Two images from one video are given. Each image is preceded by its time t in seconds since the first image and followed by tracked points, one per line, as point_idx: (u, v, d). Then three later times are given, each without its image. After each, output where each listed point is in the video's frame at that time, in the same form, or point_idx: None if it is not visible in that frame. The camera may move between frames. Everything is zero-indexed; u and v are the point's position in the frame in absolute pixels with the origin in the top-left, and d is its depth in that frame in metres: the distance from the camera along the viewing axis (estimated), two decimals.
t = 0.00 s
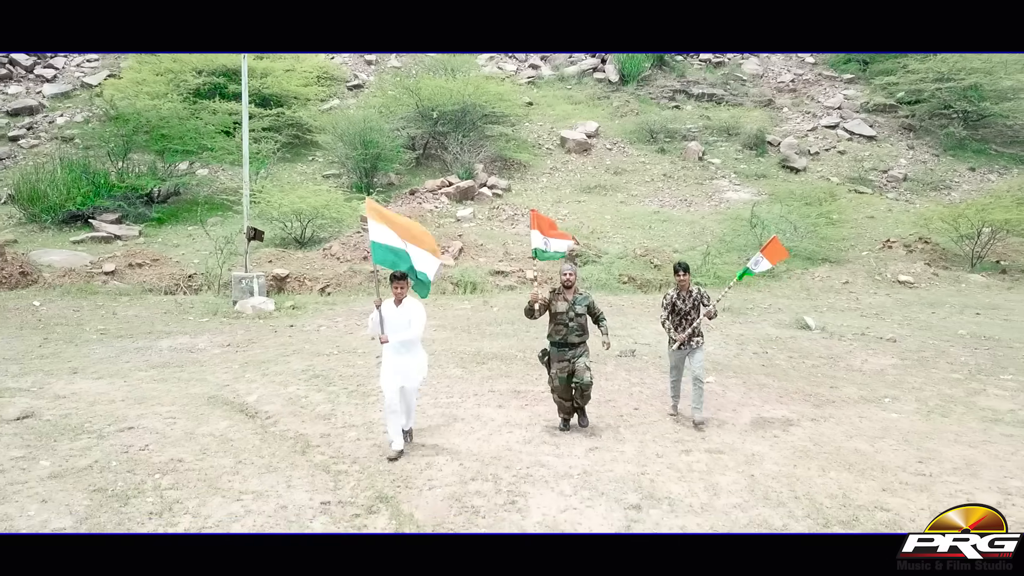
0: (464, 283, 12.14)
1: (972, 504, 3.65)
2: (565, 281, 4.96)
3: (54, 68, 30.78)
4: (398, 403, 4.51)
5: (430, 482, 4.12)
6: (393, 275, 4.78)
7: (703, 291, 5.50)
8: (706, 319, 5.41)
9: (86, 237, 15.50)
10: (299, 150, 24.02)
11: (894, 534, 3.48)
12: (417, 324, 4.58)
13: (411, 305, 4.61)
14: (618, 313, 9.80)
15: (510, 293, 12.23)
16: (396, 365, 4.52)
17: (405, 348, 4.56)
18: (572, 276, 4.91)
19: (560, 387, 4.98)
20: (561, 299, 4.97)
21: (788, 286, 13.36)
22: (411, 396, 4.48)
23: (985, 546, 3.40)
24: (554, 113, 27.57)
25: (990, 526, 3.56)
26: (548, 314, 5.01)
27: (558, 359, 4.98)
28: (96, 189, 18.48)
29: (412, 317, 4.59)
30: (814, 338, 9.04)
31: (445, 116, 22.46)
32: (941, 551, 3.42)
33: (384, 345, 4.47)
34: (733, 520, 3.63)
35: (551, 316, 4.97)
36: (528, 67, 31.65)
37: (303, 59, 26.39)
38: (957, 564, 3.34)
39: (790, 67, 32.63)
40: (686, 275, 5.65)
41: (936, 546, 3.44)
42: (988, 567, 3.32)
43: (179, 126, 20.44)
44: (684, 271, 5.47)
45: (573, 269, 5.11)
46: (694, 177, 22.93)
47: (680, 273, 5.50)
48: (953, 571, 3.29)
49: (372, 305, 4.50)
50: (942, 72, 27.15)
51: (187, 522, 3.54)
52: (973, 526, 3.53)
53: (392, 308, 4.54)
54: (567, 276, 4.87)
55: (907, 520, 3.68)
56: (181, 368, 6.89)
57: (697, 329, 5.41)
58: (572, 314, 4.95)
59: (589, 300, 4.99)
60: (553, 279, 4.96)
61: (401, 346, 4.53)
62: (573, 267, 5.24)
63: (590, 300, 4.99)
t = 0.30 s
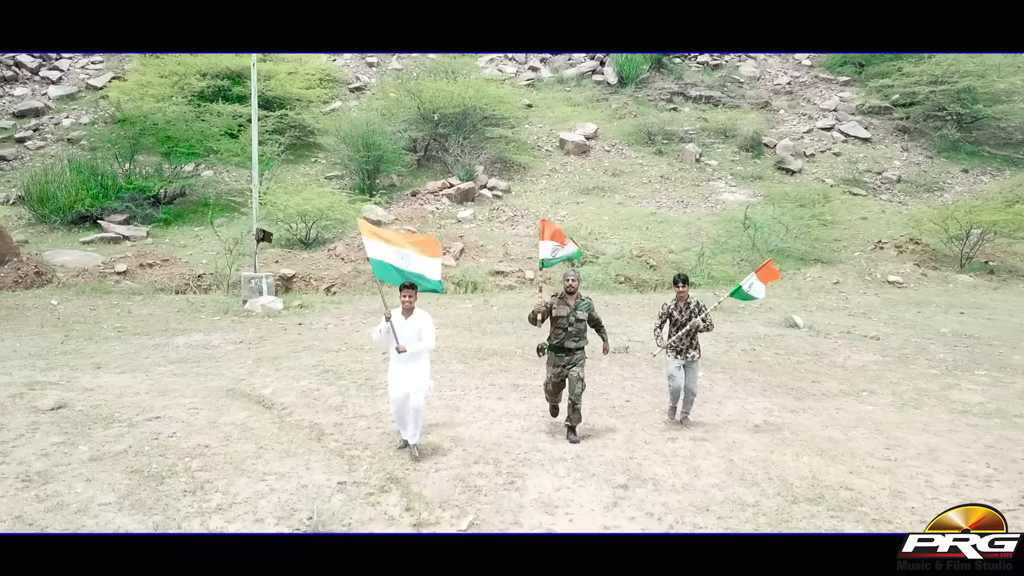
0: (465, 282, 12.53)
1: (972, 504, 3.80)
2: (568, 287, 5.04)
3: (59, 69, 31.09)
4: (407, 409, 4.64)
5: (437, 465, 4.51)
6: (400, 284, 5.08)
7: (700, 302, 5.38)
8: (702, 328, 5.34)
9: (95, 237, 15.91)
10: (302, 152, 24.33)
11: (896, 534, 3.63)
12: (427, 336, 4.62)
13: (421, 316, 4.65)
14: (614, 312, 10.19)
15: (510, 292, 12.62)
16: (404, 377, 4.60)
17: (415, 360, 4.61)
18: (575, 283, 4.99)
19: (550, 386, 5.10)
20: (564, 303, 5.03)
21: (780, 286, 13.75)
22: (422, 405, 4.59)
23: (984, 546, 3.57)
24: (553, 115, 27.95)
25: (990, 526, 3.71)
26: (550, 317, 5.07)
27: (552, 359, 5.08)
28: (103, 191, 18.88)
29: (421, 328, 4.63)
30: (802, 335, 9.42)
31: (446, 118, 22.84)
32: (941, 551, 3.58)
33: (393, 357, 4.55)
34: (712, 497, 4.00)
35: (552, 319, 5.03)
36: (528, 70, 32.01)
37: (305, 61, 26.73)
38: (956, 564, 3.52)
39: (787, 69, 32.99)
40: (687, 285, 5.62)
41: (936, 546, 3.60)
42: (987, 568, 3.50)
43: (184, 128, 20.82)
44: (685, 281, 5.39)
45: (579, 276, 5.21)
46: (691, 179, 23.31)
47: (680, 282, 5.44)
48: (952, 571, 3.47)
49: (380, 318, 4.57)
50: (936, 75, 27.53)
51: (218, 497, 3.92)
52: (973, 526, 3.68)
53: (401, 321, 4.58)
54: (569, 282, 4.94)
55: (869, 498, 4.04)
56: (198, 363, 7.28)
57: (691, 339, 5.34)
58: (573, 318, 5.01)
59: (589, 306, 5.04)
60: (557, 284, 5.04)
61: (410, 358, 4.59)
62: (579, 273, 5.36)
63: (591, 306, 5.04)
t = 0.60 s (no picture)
0: (467, 282, 13.00)
1: (973, 504, 3.82)
2: (560, 281, 5.14)
3: (65, 72, 31.50)
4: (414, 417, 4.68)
5: (442, 447, 4.99)
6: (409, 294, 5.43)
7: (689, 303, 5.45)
8: (694, 330, 5.41)
9: (106, 239, 16.40)
10: (305, 154, 24.75)
11: (896, 533, 3.67)
12: (434, 346, 4.66)
13: (429, 326, 4.68)
14: (608, 310, 10.64)
15: (510, 292, 13.11)
16: (410, 385, 4.64)
17: (421, 369, 4.65)
18: (566, 277, 5.08)
19: (549, 382, 5.08)
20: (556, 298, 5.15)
21: (771, 285, 14.23)
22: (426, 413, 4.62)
23: (985, 546, 3.60)
24: (552, 117, 28.41)
25: (991, 526, 3.74)
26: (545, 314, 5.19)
27: (549, 355, 5.13)
28: (114, 193, 19.37)
29: (429, 338, 4.66)
30: (788, 333, 9.88)
31: (447, 121, 23.32)
32: (941, 551, 3.63)
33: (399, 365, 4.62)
34: (688, 473, 4.46)
35: (546, 314, 5.15)
36: (527, 72, 32.46)
37: (308, 64, 27.15)
38: (957, 564, 3.57)
39: (783, 72, 33.45)
40: (674, 287, 5.75)
41: (936, 546, 3.65)
42: (987, 568, 3.53)
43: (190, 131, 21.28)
44: (673, 284, 5.52)
45: (569, 272, 5.37)
46: (687, 180, 23.78)
47: (669, 286, 5.56)
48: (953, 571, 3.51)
49: (386, 327, 4.64)
50: (929, 78, 27.98)
51: (248, 473, 4.38)
52: (973, 526, 3.71)
53: (408, 330, 4.63)
54: (558, 275, 5.06)
55: (831, 475, 4.49)
56: (215, 358, 7.74)
57: (683, 341, 5.40)
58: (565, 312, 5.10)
59: (582, 300, 5.12)
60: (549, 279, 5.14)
61: (416, 367, 4.63)
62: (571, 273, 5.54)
63: (583, 300, 5.12)
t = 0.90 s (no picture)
0: (468, 282, 13.45)
1: (973, 505, 3.94)
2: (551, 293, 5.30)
3: (70, 74, 31.89)
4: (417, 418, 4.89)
5: (447, 432, 5.44)
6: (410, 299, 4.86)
7: (686, 298, 5.83)
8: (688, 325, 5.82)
9: (116, 239, 16.85)
10: (308, 155, 25.16)
11: (897, 533, 3.75)
12: (433, 349, 4.89)
13: (429, 330, 4.92)
14: (604, 308, 11.09)
15: (509, 290, 13.56)
16: (412, 388, 4.85)
17: (422, 372, 4.88)
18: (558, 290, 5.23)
19: (545, 392, 5.27)
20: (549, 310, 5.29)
21: (762, 285, 14.68)
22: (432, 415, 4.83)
23: (984, 546, 3.70)
24: (552, 119, 28.85)
25: (990, 526, 3.85)
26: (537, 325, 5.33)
27: (543, 365, 5.30)
28: (122, 194, 19.81)
29: (428, 342, 4.89)
30: (775, 330, 10.34)
31: (448, 123, 23.77)
32: (941, 550, 3.72)
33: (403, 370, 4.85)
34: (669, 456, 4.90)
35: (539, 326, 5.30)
36: (527, 74, 32.88)
37: (311, 66, 27.54)
38: (956, 563, 3.64)
39: (779, 74, 33.89)
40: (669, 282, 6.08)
41: (936, 546, 3.74)
42: (987, 568, 3.62)
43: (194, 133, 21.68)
44: (670, 279, 5.85)
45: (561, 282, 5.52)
46: (683, 181, 24.22)
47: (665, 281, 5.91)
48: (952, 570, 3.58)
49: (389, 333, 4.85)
50: (923, 81, 28.41)
51: (271, 455, 4.82)
52: (973, 526, 3.82)
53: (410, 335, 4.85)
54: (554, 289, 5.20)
55: (800, 457, 4.93)
56: (230, 353, 8.18)
57: (679, 337, 5.79)
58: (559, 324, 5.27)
59: (574, 312, 5.30)
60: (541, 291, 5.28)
61: (419, 371, 4.85)
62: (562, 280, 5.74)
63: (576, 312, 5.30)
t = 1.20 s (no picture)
0: (468, 282, 13.93)
1: (974, 505, 4.00)
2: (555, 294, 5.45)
3: (76, 77, 32.31)
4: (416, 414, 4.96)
5: (451, 420, 5.93)
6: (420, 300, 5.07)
7: (678, 305, 5.55)
8: (680, 329, 5.49)
9: (125, 240, 17.32)
10: (311, 158, 25.62)
11: (897, 534, 3.84)
12: (440, 348, 4.98)
13: (437, 329, 5.03)
14: (599, 307, 11.56)
15: (508, 290, 14.04)
16: (413, 383, 4.94)
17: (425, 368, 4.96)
18: (561, 290, 5.39)
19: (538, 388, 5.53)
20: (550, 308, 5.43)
21: (753, 285, 15.16)
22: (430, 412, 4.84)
23: (984, 546, 3.77)
24: (550, 121, 29.33)
25: (990, 525, 3.91)
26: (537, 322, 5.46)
27: (540, 361, 5.47)
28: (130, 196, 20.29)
29: (436, 340, 4.99)
30: (763, 328, 10.81)
31: (448, 126, 24.27)
32: (941, 550, 3.80)
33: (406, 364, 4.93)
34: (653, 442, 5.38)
35: (539, 323, 5.43)
36: (527, 77, 33.37)
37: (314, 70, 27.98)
38: (956, 564, 3.73)
39: (775, 77, 34.38)
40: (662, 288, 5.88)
41: (936, 546, 3.82)
42: (987, 568, 3.69)
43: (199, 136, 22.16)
44: (661, 286, 5.63)
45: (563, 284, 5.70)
46: (680, 183, 24.71)
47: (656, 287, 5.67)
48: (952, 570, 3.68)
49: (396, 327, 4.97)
50: (915, 84, 28.92)
51: (291, 440, 5.31)
52: (973, 526, 3.89)
53: (417, 331, 4.96)
54: (556, 290, 5.33)
55: (772, 443, 5.40)
56: (243, 349, 8.64)
57: (670, 339, 5.50)
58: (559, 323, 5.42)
59: (574, 312, 5.46)
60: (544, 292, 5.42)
61: (421, 366, 4.93)
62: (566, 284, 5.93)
63: (576, 311, 5.46)
